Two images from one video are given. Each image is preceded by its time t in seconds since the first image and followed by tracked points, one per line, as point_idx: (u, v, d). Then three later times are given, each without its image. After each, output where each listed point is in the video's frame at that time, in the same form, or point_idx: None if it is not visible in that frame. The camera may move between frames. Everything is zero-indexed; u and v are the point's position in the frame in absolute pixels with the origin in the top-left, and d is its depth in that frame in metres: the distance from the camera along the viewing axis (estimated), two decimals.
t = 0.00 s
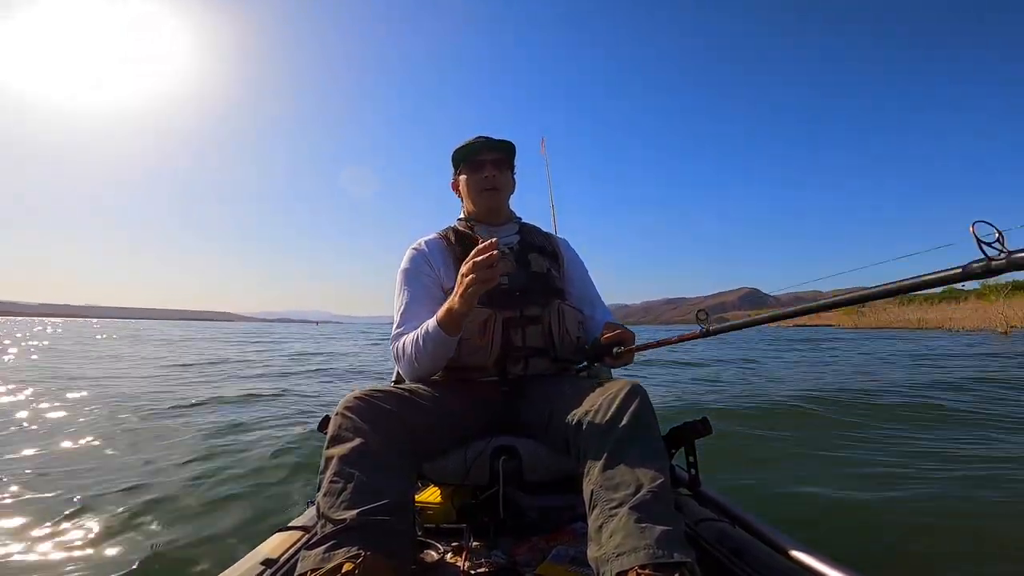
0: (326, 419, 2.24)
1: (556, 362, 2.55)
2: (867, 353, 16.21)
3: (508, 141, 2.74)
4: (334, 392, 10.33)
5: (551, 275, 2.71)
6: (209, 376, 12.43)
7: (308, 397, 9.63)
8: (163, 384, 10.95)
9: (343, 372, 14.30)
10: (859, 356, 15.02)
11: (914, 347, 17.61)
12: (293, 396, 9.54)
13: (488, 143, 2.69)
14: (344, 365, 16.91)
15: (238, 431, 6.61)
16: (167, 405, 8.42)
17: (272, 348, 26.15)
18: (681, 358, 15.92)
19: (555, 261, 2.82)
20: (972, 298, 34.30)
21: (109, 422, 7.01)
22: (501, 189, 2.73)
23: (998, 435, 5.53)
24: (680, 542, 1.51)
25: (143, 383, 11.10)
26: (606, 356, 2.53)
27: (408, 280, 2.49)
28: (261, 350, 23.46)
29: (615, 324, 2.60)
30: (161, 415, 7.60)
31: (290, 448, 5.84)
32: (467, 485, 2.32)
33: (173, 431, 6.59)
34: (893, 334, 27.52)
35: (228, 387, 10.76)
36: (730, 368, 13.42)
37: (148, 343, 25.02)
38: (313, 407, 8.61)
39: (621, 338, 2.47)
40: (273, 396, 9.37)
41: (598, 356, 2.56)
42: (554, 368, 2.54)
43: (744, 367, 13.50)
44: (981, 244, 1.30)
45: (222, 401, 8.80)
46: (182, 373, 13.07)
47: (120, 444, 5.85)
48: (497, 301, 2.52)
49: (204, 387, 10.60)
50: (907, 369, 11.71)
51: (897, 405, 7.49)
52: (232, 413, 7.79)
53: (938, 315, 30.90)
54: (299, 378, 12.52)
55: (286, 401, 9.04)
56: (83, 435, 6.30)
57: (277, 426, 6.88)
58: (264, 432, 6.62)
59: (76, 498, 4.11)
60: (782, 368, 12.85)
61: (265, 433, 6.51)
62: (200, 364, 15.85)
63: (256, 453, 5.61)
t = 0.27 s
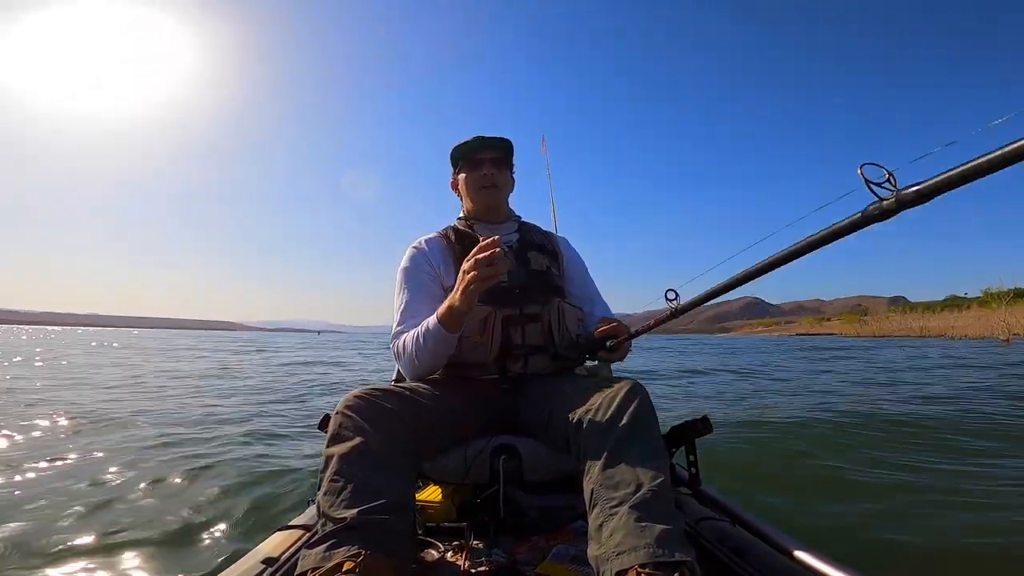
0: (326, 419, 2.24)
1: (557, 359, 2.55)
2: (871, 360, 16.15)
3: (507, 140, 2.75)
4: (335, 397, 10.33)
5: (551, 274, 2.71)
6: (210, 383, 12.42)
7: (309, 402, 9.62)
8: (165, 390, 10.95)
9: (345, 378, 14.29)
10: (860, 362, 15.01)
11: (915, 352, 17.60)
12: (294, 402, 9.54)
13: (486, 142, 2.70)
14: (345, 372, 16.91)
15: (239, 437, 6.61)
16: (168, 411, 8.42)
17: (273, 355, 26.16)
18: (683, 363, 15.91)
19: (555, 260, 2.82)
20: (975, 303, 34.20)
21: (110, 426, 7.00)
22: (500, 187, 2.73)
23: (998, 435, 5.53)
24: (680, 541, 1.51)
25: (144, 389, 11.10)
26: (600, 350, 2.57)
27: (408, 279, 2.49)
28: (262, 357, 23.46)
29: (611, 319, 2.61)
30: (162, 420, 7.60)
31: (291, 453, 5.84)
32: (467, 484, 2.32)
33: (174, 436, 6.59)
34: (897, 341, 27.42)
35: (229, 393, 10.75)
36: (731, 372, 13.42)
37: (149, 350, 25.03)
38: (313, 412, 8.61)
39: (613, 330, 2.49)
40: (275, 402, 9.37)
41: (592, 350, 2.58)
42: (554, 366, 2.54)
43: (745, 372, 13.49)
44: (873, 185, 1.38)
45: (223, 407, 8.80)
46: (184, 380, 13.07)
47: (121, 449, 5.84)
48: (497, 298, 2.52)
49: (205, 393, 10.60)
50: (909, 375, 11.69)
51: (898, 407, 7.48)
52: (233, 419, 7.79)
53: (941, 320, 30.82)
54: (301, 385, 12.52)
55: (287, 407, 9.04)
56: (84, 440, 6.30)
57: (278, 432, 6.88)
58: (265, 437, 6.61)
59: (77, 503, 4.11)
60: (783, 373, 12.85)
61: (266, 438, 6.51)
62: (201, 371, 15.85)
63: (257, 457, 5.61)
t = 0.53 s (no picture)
0: (326, 419, 2.24)
1: (557, 360, 2.55)
2: (873, 361, 16.10)
3: (507, 139, 2.75)
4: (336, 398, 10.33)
5: (551, 274, 2.71)
6: (211, 385, 12.43)
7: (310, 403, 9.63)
8: (165, 392, 10.96)
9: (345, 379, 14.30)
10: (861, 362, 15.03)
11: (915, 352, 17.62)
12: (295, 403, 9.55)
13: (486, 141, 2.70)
14: (346, 373, 16.93)
15: (239, 438, 6.61)
16: (169, 413, 8.43)
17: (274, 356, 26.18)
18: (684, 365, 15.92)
19: (555, 259, 2.82)
20: (979, 303, 34.09)
21: (111, 428, 7.00)
22: (500, 186, 2.73)
23: (998, 436, 5.54)
24: (680, 541, 1.51)
25: (145, 391, 11.10)
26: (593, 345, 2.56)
27: (409, 278, 2.49)
28: (262, 358, 23.47)
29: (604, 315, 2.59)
30: (162, 422, 7.60)
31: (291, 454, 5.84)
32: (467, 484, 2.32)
33: (174, 438, 6.59)
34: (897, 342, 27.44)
35: (229, 394, 10.76)
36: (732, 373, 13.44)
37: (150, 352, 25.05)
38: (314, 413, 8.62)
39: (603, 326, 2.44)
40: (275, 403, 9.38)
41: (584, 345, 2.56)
42: (554, 367, 2.54)
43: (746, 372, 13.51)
44: (690, 135, 1.28)
45: (224, 408, 8.80)
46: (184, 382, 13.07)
47: (121, 451, 5.85)
48: (498, 299, 2.53)
49: (205, 395, 10.60)
50: (913, 375, 11.66)
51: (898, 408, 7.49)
52: (234, 421, 7.80)
53: (945, 320, 30.72)
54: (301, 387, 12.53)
55: (287, 408, 9.05)
56: (84, 442, 6.30)
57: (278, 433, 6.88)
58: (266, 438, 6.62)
59: (78, 507, 4.11)
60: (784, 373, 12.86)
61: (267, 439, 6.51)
62: (202, 373, 15.87)
63: (257, 459, 5.61)
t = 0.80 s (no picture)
0: (326, 419, 2.24)
1: (557, 361, 2.55)
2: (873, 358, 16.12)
3: (507, 140, 2.75)
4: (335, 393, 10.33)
5: (552, 275, 2.71)
6: (210, 378, 12.42)
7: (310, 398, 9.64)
8: (165, 386, 10.96)
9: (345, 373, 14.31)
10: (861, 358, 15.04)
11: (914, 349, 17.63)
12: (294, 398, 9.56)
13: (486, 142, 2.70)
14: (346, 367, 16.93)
15: (239, 433, 6.61)
16: (170, 407, 8.43)
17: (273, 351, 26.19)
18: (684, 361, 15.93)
19: (556, 260, 2.82)
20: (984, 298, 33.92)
21: (111, 423, 6.99)
22: (500, 187, 2.73)
23: (997, 435, 5.54)
24: (680, 542, 1.51)
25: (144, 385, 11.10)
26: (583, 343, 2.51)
27: (408, 279, 2.49)
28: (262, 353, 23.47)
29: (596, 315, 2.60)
30: (162, 416, 7.60)
31: (291, 449, 5.85)
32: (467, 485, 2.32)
33: (173, 432, 6.59)
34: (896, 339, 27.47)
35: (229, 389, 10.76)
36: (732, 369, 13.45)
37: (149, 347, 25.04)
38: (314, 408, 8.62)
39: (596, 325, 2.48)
40: (275, 398, 9.38)
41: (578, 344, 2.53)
42: (555, 368, 2.54)
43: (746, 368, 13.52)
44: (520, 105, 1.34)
45: (223, 403, 8.80)
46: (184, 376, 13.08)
47: (121, 445, 5.85)
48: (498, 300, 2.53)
49: (205, 389, 10.60)
50: (918, 371, 11.60)
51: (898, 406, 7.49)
52: (233, 415, 7.80)
53: (950, 315, 30.56)
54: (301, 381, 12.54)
55: (287, 403, 9.06)
56: (84, 436, 6.30)
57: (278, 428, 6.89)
58: (265, 433, 6.62)
59: (77, 500, 4.11)
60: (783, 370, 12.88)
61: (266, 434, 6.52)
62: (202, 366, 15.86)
63: (257, 454, 5.62)
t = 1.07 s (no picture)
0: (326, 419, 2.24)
1: (557, 361, 2.55)
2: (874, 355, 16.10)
3: (506, 140, 2.75)
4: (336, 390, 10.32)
5: (551, 275, 2.71)
6: (211, 375, 12.42)
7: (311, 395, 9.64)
8: (166, 382, 10.96)
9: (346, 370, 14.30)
10: (861, 356, 15.03)
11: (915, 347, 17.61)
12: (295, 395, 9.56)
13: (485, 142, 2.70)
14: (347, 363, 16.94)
15: (239, 429, 6.61)
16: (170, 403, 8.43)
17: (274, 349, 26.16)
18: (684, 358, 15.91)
19: (555, 260, 2.82)
20: (987, 295, 33.80)
21: (112, 420, 6.98)
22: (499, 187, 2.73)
23: (998, 434, 5.54)
24: (680, 542, 1.51)
25: (145, 381, 11.10)
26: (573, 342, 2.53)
27: (408, 280, 2.49)
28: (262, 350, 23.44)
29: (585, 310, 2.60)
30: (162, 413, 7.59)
31: (292, 446, 5.84)
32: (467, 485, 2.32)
33: (174, 429, 6.59)
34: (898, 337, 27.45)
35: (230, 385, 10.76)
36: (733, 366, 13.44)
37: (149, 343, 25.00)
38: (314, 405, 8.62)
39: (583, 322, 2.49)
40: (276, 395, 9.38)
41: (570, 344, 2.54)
42: (554, 368, 2.54)
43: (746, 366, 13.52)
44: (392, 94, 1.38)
45: (224, 400, 8.80)
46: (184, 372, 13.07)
47: (121, 442, 5.84)
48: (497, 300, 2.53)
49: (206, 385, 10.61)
50: (921, 369, 11.55)
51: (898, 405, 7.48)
52: (234, 411, 7.80)
53: (954, 312, 30.43)
54: (302, 377, 12.54)
55: (287, 400, 9.06)
56: (84, 432, 6.30)
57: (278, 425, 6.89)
58: (266, 430, 6.62)
59: (78, 496, 4.11)
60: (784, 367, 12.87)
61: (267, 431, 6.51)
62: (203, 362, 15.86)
63: (258, 450, 5.61)
